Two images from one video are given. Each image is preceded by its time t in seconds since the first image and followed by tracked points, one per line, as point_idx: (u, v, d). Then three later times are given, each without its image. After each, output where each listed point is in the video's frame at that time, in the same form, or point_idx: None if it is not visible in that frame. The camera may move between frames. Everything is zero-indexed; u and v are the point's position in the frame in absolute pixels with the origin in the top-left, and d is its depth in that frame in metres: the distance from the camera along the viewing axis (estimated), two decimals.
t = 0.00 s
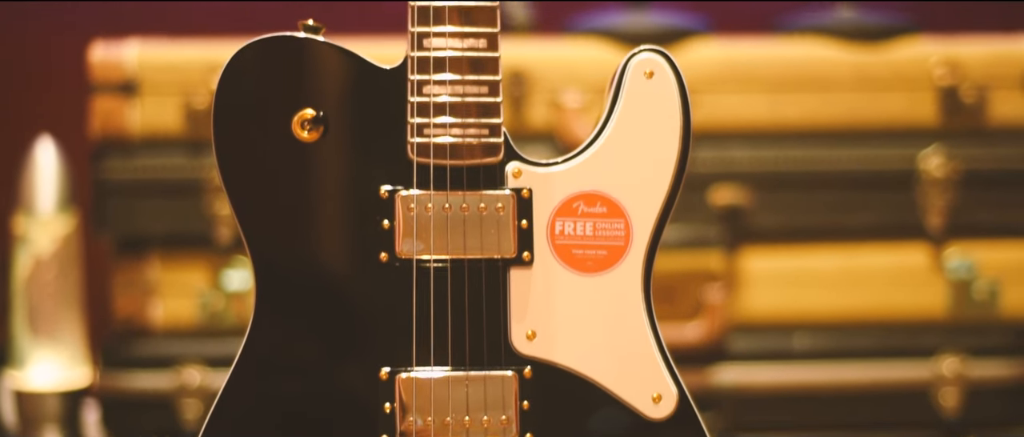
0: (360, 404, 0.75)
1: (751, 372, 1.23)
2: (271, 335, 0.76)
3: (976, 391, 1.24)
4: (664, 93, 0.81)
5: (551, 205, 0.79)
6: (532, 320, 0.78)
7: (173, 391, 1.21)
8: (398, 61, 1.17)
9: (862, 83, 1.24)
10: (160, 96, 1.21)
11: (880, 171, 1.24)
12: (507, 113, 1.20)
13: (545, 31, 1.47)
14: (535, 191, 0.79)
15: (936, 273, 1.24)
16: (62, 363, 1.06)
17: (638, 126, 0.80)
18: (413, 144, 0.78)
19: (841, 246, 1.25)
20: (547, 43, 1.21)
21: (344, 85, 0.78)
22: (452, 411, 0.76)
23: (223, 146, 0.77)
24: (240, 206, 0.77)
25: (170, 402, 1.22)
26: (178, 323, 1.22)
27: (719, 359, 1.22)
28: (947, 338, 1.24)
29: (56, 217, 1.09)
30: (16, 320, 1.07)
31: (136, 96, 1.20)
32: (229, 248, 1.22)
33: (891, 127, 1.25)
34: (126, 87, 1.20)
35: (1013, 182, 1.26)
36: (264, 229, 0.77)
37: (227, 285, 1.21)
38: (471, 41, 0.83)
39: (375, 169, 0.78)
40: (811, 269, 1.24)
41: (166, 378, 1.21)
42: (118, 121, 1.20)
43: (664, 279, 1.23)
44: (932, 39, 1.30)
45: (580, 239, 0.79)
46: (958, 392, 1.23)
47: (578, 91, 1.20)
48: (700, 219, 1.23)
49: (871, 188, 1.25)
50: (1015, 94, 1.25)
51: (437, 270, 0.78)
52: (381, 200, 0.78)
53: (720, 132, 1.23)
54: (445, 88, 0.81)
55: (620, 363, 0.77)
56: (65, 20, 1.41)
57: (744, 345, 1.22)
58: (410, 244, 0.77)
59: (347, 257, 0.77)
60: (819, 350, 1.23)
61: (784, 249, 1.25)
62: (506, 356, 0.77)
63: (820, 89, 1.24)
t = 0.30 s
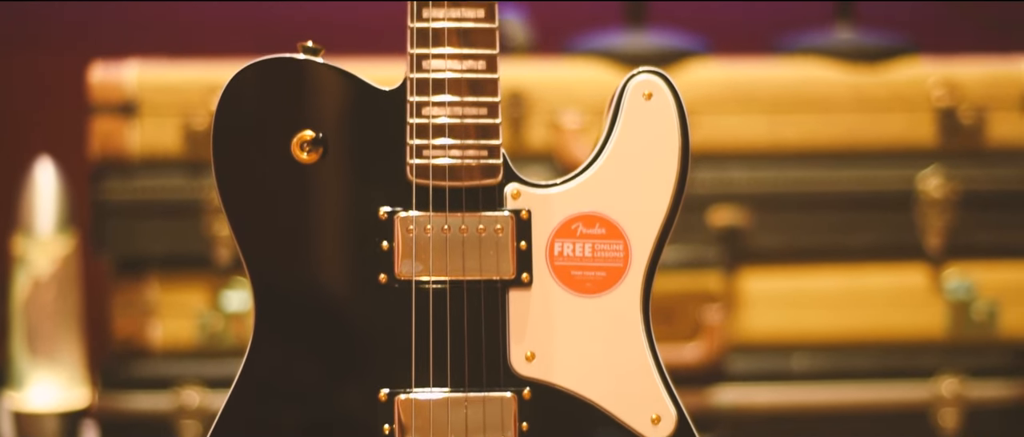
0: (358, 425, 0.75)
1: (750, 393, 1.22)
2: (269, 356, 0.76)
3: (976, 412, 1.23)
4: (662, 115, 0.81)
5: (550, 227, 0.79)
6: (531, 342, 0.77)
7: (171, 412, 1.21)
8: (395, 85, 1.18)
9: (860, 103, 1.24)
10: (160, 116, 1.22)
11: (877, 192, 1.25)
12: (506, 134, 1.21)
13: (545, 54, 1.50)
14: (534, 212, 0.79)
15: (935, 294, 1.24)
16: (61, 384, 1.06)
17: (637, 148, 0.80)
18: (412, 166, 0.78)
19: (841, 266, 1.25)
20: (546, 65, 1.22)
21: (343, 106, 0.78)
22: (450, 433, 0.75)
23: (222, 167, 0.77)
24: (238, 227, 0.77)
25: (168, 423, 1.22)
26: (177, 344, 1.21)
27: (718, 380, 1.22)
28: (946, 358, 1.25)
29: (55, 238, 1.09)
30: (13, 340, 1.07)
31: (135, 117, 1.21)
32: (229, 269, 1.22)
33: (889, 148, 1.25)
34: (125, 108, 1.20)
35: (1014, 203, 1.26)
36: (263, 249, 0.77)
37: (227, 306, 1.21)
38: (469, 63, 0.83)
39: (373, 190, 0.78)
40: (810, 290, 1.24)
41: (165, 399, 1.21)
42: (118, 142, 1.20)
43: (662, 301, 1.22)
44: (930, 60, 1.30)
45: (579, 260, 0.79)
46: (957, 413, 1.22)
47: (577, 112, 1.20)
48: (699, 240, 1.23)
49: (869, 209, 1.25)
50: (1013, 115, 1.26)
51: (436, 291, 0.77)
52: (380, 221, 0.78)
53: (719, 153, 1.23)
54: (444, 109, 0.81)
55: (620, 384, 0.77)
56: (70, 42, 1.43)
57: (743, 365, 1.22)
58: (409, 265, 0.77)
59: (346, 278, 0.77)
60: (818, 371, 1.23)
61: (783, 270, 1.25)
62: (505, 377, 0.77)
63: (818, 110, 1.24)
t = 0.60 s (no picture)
0: None
1: (749, 414, 1.21)
2: (268, 377, 0.75)
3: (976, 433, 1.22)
4: (661, 136, 0.81)
5: (549, 247, 0.79)
6: (530, 363, 0.77)
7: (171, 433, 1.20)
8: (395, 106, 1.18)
9: (859, 124, 1.25)
10: (159, 137, 1.22)
11: (877, 212, 1.24)
12: (505, 155, 1.21)
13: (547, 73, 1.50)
14: (533, 233, 0.79)
15: (934, 314, 1.24)
16: (60, 404, 1.06)
17: (636, 170, 0.80)
18: (411, 187, 0.78)
19: (840, 287, 1.25)
20: (546, 85, 1.22)
21: (343, 128, 0.78)
22: None
23: (222, 188, 0.77)
24: (238, 248, 0.77)
25: None
26: (175, 364, 1.21)
27: (717, 400, 1.21)
28: (944, 378, 1.24)
29: (54, 259, 1.09)
30: (14, 361, 1.08)
31: (134, 138, 1.21)
32: (228, 290, 1.22)
33: (887, 168, 1.25)
34: (124, 128, 1.20)
35: (1016, 224, 1.25)
36: (264, 270, 0.77)
37: (227, 326, 1.20)
38: (469, 83, 0.82)
39: (373, 211, 0.78)
40: (807, 311, 1.24)
41: (164, 420, 1.20)
42: (117, 163, 1.20)
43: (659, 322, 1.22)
44: (929, 80, 1.30)
45: (578, 281, 0.78)
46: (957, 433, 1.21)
47: (576, 132, 1.21)
48: (698, 261, 1.23)
49: (868, 229, 1.25)
50: (1012, 136, 1.26)
51: (435, 312, 0.77)
52: (379, 242, 0.78)
53: (717, 174, 1.23)
54: (443, 130, 0.80)
55: (619, 405, 0.77)
56: (72, 63, 1.44)
57: (742, 385, 1.22)
58: (409, 286, 0.77)
59: (346, 299, 0.77)
60: (818, 391, 1.23)
61: (781, 290, 1.25)
62: (504, 398, 0.77)
63: (817, 131, 1.25)
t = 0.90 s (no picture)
0: None
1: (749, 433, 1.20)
2: (267, 398, 0.75)
3: None
4: (660, 156, 0.80)
5: (548, 267, 0.78)
6: (530, 382, 0.76)
7: None
8: (395, 124, 1.21)
9: (858, 143, 1.25)
10: (158, 157, 1.22)
11: (876, 231, 1.24)
12: (505, 174, 1.21)
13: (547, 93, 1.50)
14: (533, 253, 0.78)
15: (933, 333, 1.24)
16: (58, 424, 1.05)
17: (636, 190, 0.79)
18: (411, 207, 0.77)
19: (839, 307, 1.25)
20: (547, 105, 1.23)
21: (343, 147, 0.77)
22: None
23: (221, 208, 0.76)
24: (236, 269, 0.76)
25: None
26: (175, 384, 1.22)
27: (717, 420, 1.20)
28: (943, 398, 1.23)
29: (53, 278, 1.09)
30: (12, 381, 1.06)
31: (134, 158, 1.21)
32: (227, 310, 1.22)
33: (887, 187, 1.25)
34: (123, 148, 1.21)
35: (1017, 243, 1.25)
36: (262, 290, 0.76)
37: (225, 347, 1.20)
38: (468, 104, 0.82)
39: (372, 231, 0.77)
40: (805, 332, 1.24)
41: None
42: (116, 183, 1.21)
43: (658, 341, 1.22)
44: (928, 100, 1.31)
45: (577, 301, 0.77)
46: None
47: (576, 152, 1.21)
48: (698, 280, 1.23)
49: (866, 248, 1.25)
50: (1011, 155, 1.26)
51: (435, 331, 0.76)
52: (379, 262, 0.77)
53: (716, 194, 1.23)
54: (442, 151, 0.80)
55: (620, 426, 0.76)
56: (76, 83, 1.45)
57: (743, 404, 1.22)
58: (408, 306, 0.76)
59: (345, 319, 0.76)
60: (819, 411, 1.22)
61: (779, 310, 1.25)
62: (504, 418, 0.76)
63: (815, 150, 1.25)
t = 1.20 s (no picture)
0: None
1: None
2: (267, 417, 0.74)
3: None
4: (660, 176, 0.79)
5: (547, 286, 0.77)
6: (529, 401, 0.76)
7: None
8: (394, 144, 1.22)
9: (856, 162, 1.25)
10: (157, 176, 1.22)
11: (875, 249, 1.24)
12: (504, 194, 1.22)
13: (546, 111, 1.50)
14: (532, 272, 0.77)
15: (933, 352, 1.24)
16: None
17: (635, 210, 0.78)
18: (411, 226, 0.76)
19: (837, 325, 1.25)
20: (544, 123, 1.23)
21: (342, 164, 0.76)
22: None
23: (220, 225, 0.76)
24: (235, 287, 0.75)
25: None
26: (174, 403, 1.22)
27: None
28: (943, 416, 1.24)
29: (52, 297, 1.09)
30: (10, 398, 1.07)
31: (133, 176, 1.22)
32: (226, 329, 1.22)
33: (885, 206, 1.25)
34: (122, 167, 1.21)
35: (1016, 261, 1.25)
36: (261, 308, 0.75)
37: (224, 365, 1.21)
38: (467, 123, 0.80)
39: (372, 250, 0.76)
40: (805, 350, 1.24)
41: None
42: (115, 201, 1.21)
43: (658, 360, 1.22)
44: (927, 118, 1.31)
45: (577, 320, 0.77)
46: None
47: (574, 170, 1.22)
48: (696, 299, 1.23)
49: (863, 266, 1.25)
50: (1011, 173, 1.26)
51: (435, 350, 0.76)
52: (379, 281, 0.76)
53: (714, 213, 1.24)
54: (441, 170, 0.78)
55: None
56: (80, 102, 1.46)
57: (742, 422, 1.22)
58: (407, 325, 0.76)
59: (344, 338, 0.76)
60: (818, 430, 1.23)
61: (778, 329, 1.25)
62: None
63: (813, 169, 1.25)
